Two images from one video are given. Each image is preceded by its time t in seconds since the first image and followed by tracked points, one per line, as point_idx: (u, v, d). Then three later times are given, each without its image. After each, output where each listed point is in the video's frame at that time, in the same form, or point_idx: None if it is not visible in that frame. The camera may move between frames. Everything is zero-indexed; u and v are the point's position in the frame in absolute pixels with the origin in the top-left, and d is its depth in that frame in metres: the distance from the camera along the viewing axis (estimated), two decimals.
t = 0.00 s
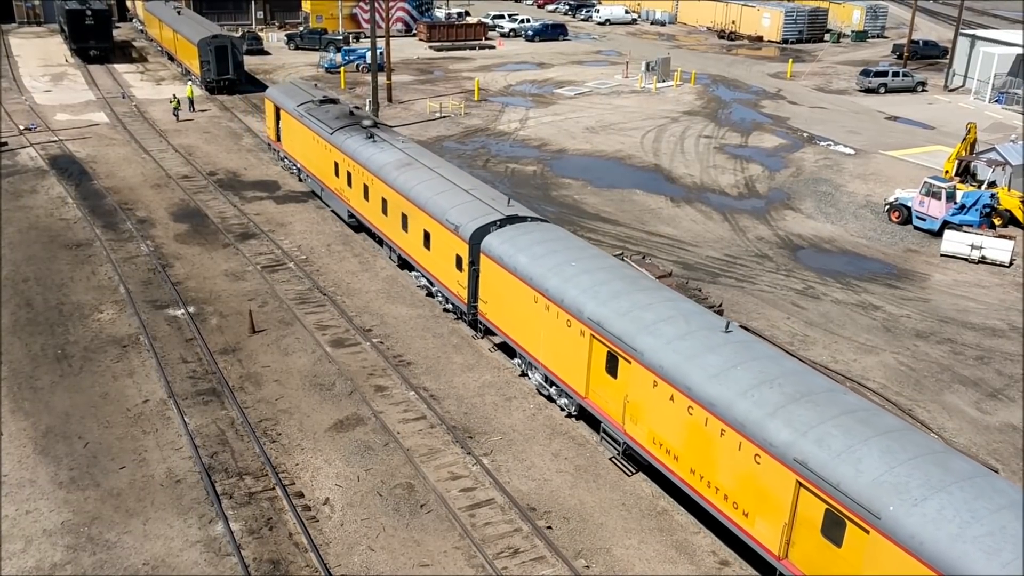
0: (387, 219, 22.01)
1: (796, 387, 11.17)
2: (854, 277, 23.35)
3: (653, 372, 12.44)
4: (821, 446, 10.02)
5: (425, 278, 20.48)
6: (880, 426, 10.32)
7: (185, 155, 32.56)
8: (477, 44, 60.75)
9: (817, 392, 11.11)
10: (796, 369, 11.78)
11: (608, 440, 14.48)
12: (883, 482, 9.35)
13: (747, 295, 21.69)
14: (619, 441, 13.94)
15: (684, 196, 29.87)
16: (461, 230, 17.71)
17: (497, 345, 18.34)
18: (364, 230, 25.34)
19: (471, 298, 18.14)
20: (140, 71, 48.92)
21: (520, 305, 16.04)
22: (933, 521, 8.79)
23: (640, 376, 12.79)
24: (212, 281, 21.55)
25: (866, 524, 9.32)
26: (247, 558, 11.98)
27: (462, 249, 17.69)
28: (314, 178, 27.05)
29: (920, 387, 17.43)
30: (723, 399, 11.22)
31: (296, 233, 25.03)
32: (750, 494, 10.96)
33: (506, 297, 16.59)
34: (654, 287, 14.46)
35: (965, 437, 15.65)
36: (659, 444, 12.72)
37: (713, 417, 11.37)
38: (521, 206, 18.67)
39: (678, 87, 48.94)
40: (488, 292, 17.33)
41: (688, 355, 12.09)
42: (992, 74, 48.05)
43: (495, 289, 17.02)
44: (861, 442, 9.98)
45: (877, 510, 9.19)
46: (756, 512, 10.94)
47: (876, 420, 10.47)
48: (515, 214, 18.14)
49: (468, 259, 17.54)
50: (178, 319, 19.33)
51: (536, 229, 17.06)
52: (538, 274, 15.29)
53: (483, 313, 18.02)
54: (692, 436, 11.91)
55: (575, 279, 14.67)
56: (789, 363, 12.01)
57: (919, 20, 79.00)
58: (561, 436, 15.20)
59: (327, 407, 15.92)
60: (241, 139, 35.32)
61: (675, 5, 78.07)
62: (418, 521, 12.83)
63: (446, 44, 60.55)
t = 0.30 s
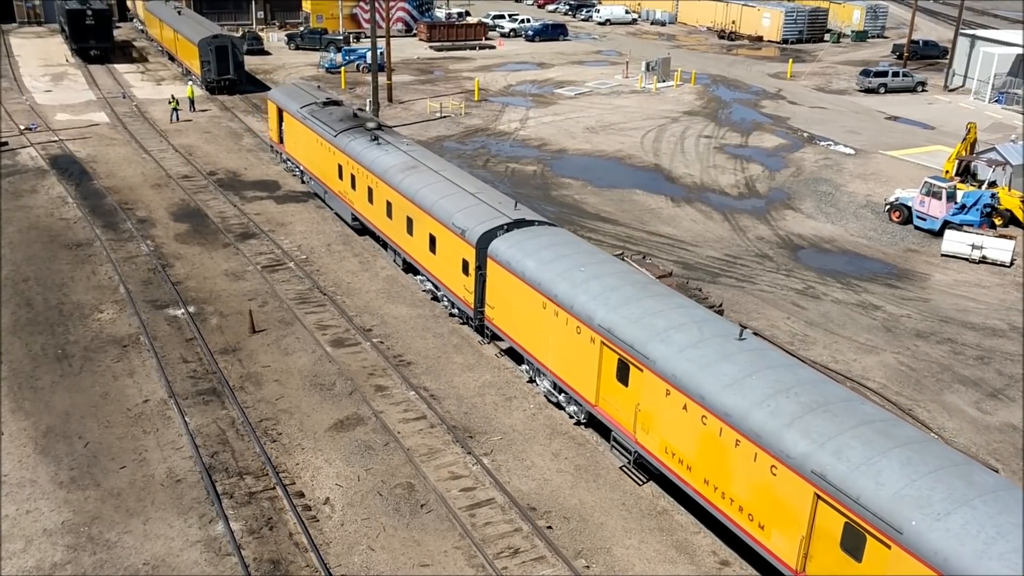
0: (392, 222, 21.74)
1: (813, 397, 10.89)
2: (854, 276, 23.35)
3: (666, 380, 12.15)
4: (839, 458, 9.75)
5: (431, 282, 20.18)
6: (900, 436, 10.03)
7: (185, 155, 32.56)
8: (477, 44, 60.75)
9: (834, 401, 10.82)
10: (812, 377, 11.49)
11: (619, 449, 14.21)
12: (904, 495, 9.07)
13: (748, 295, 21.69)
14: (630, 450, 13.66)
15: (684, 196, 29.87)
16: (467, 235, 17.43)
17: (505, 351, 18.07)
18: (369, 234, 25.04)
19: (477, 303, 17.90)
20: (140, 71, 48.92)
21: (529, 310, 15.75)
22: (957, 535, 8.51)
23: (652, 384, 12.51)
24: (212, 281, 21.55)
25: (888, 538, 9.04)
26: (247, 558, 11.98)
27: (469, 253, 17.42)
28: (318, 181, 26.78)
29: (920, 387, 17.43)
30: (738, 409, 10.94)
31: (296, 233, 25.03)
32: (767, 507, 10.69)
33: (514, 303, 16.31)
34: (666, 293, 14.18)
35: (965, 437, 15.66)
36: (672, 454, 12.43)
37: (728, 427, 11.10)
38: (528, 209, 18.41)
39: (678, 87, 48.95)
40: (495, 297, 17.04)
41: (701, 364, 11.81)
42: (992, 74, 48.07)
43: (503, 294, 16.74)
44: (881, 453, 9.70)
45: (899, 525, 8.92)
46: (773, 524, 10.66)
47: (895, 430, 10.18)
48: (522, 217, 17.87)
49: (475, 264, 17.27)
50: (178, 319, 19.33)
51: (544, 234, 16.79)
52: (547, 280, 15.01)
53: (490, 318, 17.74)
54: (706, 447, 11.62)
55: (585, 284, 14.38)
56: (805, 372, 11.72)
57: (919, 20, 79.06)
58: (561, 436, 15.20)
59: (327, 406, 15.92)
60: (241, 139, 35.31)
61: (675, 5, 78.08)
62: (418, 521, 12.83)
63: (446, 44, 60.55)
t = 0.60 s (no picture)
0: (397, 226, 21.45)
1: (829, 407, 10.62)
2: (854, 276, 23.35)
3: (678, 389, 11.87)
4: (859, 471, 9.48)
5: (437, 287, 19.91)
6: (919, 449, 9.78)
7: (185, 155, 32.55)
8: (477, 44, 60.75)
9: (851, 412, 10.57)
10: (829, 387, 11.22)
11: (629, 458, 13.93)
12: (926, 510, 8.83)
13: (748, 295, 21.69)
14: (641, 460, 13.36)
15: (684, 195, 29.88)
16: (474, 239, 17.16)
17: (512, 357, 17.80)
18: (373, 237, 24.74)
19: (484, 309, 17.63)
20: (141, 70, 48.92)
21: (537, 316, 15.47)
22: (982, 553, 8.25)
23: (664, 393, 12.22)
24: (212, 280, 21.55)
25: (909, 555, 8.79)
26: (247, 558, 11.98)
27: (476, 258, 17.16)
28: (321, 184, 26.48)
29: (921, 387, 17.44)
30: (754, 419, 10.67)
31: (296, 232, 25.03)
32: (784, 520, 10.41)
33: (522, 309, 16.03)
34: (677, 299, 13.90)
35: (966, 437, 15.66)
36: (685, 464, 12.14)
37: (743, 438, 10.83)
38: (535, 213, 18.15)
39: (678, 86, 48.94)
40: (503, 302, 16.76)
41: (715, 372, 11.53)
42: (992, 73, 48.05)
43: (510, 300, 16.47)
44: (901, 467, 9.44)
45: (922, 541, 8.67)
46: (790, 537, 10.37)
47: (915, 443, 9.91)
48: (530, 221, 17.61)
49: (482, 269, 17.02)
50: (178, 318, 19.33)
51: (551, 239, 16.52)
52: (556, 285, 14.73)
53: (497, 324, 17.46)
54: (720, 458, 11.33)
55: (594, 290, 14.11)
56: (821, 381, 11.45)
57: (919, 19, 79.02)
58: (561, 436, 15.19)
59: (327, 406, 15.92)
60: (241, 139, 35.30)
61: (675, 5, 78.07)
62: (418, 520, 12.83)
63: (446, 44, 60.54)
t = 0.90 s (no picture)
0: (402, 229, 21.16)
1: (848, 418, 10.39)
2: (854, 276, 23.36)
3: (692, 399, 11.65)
4: (879, 484, 9.27)
5: (442, 291, 19.64)
6: (941, 461, 9.55)
7: (185, 155, 32.56)
8: (477, 44, 60.75)
9: (870, 422, 10.33)
10: (846, 397, 10.98)
11: (641, 468, 13.69)
12: (951, 526, 8.61)
13: (748, 294, 21.70)
14: (654, 469, 13.15)
15: (684, 195, 29.88)
16: (481, 243, 16.89)
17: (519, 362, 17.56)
18: (378, 240, 24.45)
19: (491, 314, 17.35)
20: (141, 70, 48.93)
21: (545, 322, 15.23)
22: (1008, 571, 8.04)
23: (677, 402, 12.00)
24: (213, 280, 21.55)
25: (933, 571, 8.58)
26: (247, 557, 11.99)
27: (483, 263, 16.88)
28: (324, 186, 26.15)
29: (921, 386, 17.45)
30: (770, 430, 10.45)
31: (296, 232, 25.03)
32: (801, 533, 10.18)
33: (530, 314, 15.76)
34: (689, 306, 13.66)
35: (966, 436, 15.66)
36: (699, 475, 11.91)
37: (759, 449, 10.60)
38: (542, 217, 17.89)
39: (678, 86, 48.95)
40: (510, 308, 16.48)
41: (730, 382, 11.31)
42: (992, 73, 48.03)
43: (518, 306, 16.22)
44: (923, 480, 9.21)
45: (946, 558, 8.47)
46: (807, 550, 10.15)
47: (936, 455, 9.68)
48: (538, 226, 17.34)
49: (489, 274, 16.76)
50: (179, 318, 19.34)
51: (559, 243, 16.27)
52: (565, 291, 14.49)
53: (503, 329, 17.20)
54: (736, 470, 11.11)
55: (604, 297, 13.86)
56: (838, 390, 11.22)
57: (920, 19, 78.99)
58: (561, 435, 15.20)
59: (327, 406, 15.92)
60: (241, 139, 35.27)
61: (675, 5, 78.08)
62: (418, 520, 12.82)
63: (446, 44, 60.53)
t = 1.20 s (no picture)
0: (407, 233, 20.91)
1: (867, 428, 10.10)
2: (854, 275, 23.36)
3: (706, 408, 11.38)
4: (901, 498, 8.99)
5: (448, 296, 19.37)
6: (964, 473, 9.25)
7: (185, 155, 32.57)
8: (477, 44, 60.77)
9: (889, 432, 10.05)
10: (864, 406, 10.69)
11: (653, 478, 13.42)
12: (976, 541, 8.34)
13: (747, 294, 21.70)
14: (666, 479, 12.87)
15: (684, 195, 29.88)
16: (488, 248, 16.63)
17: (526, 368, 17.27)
18: (382, 244, 24.17)
19: (499, 320, 17.08)
20: (141, 70, 48.95)
21: (553, 329, 14.95)
22: None
23: (690, 412, 11.73)
24: (213, 280, 21.56)
25: None
26: (247, 557, 11.99)
27: (490, 268, 16.62)
28: (327, 189, 25.88)
29: (921, 386, 17.45)
30: (786, 441, 10.18)
31: (296, 232, 25.03)
32: (820, 547, 9.91)
33: (538, 320, 15.50)
34: (700, 312, 13.39)
35: (966, 436, 15.67)
36: (713, 486, 11.64)
37: (776, 460, 10.34)
38: (550, 221, 17.65)
39: (678, 86, 48.96)
40: (518, 314, 16.20)
41: (744, 392, 11.04)
42: (992, 73, 48.02)
43: (525, 311, 15.95)
44: (946, 493, 8.92)
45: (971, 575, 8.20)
46: (825, 565, 9.88)
47: (958, 466, 9.39)
48: (545, 230, 17.09)
49: (496, 279, 16.50)
50: (179, 318, 19.35)
51: (567, 247, 16.00)
52: (574, 297, 14.21)
53: (511, 335, 16.93)
54: (752, 481, 10.84)
55: (614, 303, 13.60)
56: (856, 399, 10.93)
57: (920, 19, 79.04)
58: (561, 435, 15.21)
59: (328, 406, 15.93)
60: (241, 138, 35.32)
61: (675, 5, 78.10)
62: (418, 520, 12.83)
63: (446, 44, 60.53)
